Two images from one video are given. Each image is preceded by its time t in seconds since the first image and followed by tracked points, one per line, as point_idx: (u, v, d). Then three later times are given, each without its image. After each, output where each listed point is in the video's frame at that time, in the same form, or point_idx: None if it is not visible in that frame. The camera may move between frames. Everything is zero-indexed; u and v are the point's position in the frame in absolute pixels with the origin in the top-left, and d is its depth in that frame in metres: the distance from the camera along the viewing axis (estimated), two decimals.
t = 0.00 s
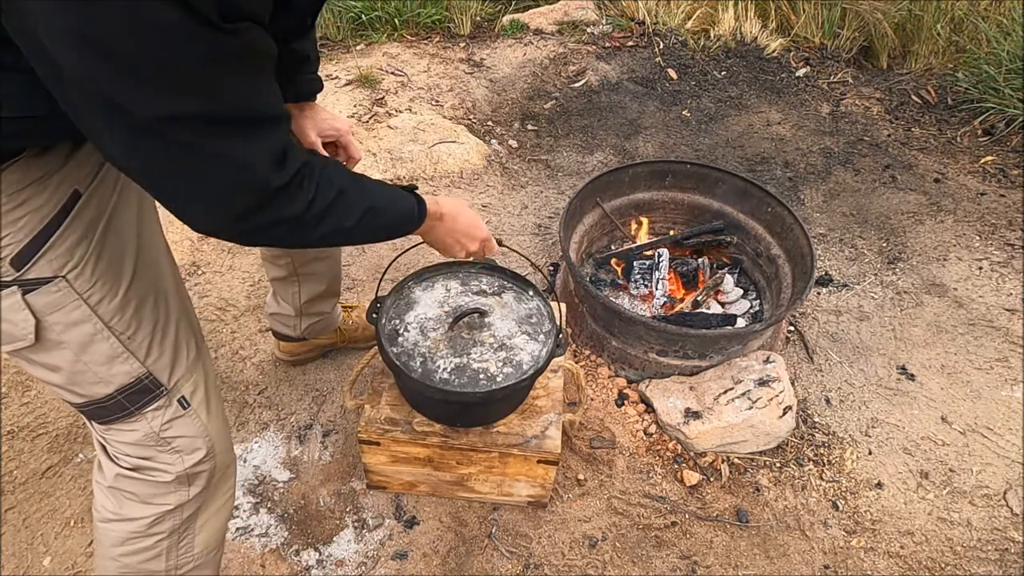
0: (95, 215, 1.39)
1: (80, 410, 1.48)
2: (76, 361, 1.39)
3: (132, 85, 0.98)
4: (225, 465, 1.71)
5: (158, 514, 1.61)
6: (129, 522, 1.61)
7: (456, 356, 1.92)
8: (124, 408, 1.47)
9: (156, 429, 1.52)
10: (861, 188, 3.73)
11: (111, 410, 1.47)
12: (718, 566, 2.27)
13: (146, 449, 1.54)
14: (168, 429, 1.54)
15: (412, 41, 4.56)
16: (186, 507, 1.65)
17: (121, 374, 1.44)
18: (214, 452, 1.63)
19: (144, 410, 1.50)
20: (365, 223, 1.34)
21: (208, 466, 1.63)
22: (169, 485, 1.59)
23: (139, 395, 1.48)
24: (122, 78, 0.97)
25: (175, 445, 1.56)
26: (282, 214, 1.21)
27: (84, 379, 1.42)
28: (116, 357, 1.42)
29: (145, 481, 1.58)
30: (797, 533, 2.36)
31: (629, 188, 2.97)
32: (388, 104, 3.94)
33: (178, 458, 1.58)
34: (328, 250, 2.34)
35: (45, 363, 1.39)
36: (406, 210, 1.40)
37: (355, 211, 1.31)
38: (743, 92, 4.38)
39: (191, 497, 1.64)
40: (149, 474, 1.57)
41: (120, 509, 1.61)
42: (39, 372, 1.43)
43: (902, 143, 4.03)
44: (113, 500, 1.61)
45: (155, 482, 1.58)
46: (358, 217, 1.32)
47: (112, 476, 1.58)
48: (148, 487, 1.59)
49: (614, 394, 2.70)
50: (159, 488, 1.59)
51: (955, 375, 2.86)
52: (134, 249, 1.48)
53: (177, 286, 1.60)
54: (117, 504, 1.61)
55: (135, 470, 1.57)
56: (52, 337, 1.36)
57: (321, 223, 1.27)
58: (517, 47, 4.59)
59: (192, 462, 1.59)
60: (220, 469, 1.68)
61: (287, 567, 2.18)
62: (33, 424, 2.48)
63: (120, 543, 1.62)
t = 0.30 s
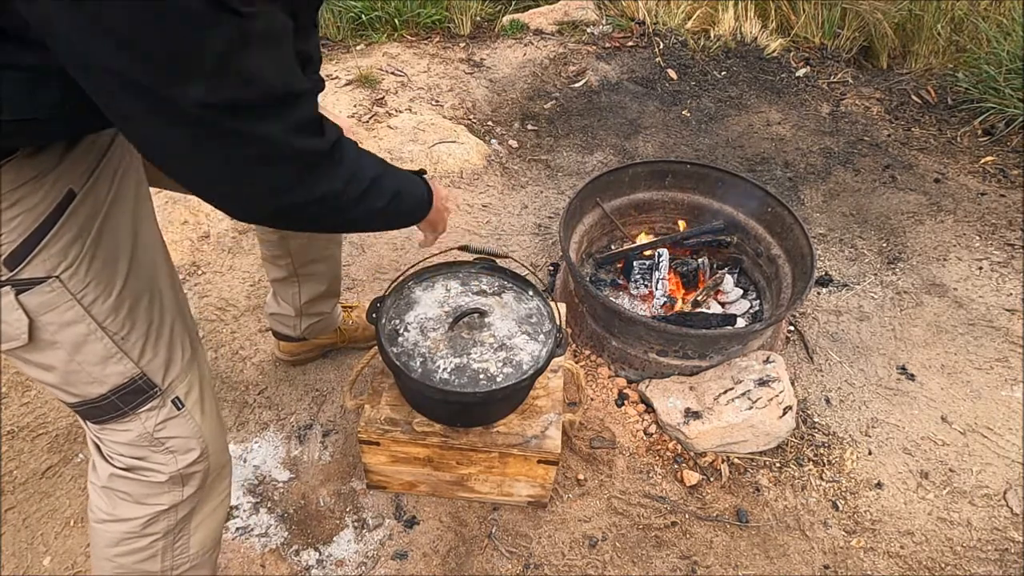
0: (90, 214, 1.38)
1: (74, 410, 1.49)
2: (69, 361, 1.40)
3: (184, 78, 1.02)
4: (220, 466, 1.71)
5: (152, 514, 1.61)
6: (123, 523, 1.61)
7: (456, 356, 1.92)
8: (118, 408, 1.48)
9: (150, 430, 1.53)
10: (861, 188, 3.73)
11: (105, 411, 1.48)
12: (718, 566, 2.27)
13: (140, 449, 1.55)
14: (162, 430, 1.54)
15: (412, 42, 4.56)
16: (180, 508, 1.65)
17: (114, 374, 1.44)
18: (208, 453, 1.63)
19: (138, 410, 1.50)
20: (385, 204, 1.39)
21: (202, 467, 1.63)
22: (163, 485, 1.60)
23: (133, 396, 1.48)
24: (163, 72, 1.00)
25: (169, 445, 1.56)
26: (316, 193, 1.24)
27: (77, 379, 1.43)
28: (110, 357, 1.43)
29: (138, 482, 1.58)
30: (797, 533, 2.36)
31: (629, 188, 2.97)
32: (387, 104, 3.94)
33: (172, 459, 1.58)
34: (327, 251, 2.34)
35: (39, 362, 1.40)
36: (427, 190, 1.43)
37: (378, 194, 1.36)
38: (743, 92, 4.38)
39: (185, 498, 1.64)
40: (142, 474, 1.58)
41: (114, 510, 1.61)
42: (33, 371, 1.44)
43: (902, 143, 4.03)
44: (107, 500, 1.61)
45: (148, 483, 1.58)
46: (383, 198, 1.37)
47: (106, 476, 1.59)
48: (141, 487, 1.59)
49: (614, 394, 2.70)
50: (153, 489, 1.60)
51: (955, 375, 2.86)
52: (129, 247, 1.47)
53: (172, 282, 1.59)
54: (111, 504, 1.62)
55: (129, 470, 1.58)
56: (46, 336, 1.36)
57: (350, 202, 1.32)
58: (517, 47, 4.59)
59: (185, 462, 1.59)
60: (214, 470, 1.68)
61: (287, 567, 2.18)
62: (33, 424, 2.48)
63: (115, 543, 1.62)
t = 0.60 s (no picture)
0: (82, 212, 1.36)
1: (59, 423, 1.40)
2: (50, 373, 1.34)
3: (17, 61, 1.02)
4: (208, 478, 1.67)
5: (136, 526, 1.56)
6: (107, 535, 1.57)
7: (456, 356, 1.92)
8: (94, 424, 1.40)
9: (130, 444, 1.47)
10: (861, 188, 3.73)
11: (80, 426, 1.40)
12: (718, 566, 2.27)
13: (121, 463, 1.50)
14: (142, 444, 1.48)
15: (412, 41, 4.56)
16: (166, 521, 1.61)
17: (92, 389, 1.37)
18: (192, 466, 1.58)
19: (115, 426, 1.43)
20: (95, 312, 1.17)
21: (187, 482, 1.59)
22: (146, 499, 1.55)
23: (110, 412, 1.41)
24: None
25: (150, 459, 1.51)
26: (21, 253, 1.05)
27: (54, 393, 1.36)
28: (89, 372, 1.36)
29: (120, 495, 1.53)
30: (797, 533, 2.36)
31: (630, 188, 2.97)
32: (388, 104, 3.94)
33: (155, 472, 1.53)
34: (327, 255, 2.34)
35: (17, 372, 1.34)
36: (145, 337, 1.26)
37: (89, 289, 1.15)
38: (743, 92, 4.38)
39: (171, 511, 1.60)
40: (124, 488, 1.53)
41: (97, 523, 1.56)
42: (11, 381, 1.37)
43: (902, 143, 4.03)
44: (90, 512, 1.56)
45: (131, 496, 1.53)
46: (94, 297, 1.16)
47: (88, 487, 1.54)
48: (124, 500, 1.54)
49: (614, 394, 2.70)
50: (136, 502, 1.55)
51: (955, 375, 2.86)
52: (124, 241, 1.45)
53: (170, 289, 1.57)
54: (94, 517, 1.57)
55: (111, 482, 1.53)
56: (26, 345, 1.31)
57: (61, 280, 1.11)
58: (517, 47, 4.59)
59: (169, 476, 1.55)
60: (201, 484, 1.64)
61: (287, 567, 2.18)
62: (33, 425, 2.48)
63: (102, 555, 1.58)
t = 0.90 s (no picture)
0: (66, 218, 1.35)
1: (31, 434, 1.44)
2: (33, 390, 1.36)
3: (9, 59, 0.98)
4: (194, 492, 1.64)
5: (119, 543, 1.52)
6: (91, 551, 1.52)
7: (456, 356, 1.92)
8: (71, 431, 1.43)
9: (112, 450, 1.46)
10: (861, 188, 3.73)
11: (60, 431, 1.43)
12: (718, 566, 2.27)
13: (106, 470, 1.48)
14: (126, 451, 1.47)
15: (412, 42, 4.56)
16: (152, 536, 1.56)
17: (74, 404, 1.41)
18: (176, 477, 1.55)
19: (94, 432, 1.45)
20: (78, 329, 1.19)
21: (171, 498, 1.56)
22: (129, 516, 1.51)
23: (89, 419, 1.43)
24: None
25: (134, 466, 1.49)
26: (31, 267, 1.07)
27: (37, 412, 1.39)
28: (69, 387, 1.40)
29: (102, 512, 1.50)
30: (797, 533, 2.36)
31: (629, 188, 2.97)
32: (388, 105, 3.94)
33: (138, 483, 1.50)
34: (320, 250, 2.35)
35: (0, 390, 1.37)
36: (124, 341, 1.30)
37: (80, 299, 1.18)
38: (744, 92, 4.38)
39: (157, 525, 1.56)
40: (106, 504, 1.50)
41: (81, 539, 1.52)
42: None
43: (902, 143, 4.03)
44: (75, 527, 1.52)
45: (115, 509, 1.50)
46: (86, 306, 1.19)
47: (71, 504, 1.51)
48: (107, 516, 1.50)
49: (614, 394, 2.70)
50: (120, 516, 1.51)
51: (955, 375, 2.86)
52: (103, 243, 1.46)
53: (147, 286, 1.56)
54: (78, 533, 1.52)
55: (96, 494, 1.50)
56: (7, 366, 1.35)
57: (53, 293, 1.12)
58: (517, 47, 4.59)
59: (152, 492, 1.52)
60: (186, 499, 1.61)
61: (287, 567, 2.18)
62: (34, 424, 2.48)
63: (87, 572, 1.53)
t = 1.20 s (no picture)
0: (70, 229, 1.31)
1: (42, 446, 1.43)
2: (44, 400, 1.35)
3: (12, 65, 0.92)
4: (199, 494, 1.65)
5: (132, 547, 1.53)
6: (102, 555, 1.53)
7: (456, 356, 1.92)
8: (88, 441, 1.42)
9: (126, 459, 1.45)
10: (861, 188, 3.73)
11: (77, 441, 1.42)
12: (718, 566, 2.27)
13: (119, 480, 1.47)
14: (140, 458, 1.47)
15: (412, 42, 4.56)
16: (163, 538, 1.58)
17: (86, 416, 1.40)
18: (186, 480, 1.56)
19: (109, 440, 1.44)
20: (95, 345, 1.17)
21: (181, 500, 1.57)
22: (142, 520, 1.52)
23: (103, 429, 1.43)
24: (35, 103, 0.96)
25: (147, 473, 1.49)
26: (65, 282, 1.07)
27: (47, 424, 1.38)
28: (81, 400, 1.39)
29: (114, 517, 1.50)
30: (797, 533, 2.36)
31: (630, 188, 2.97)
32: (387, 104, 3.94)
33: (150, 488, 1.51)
34: (311, 252, 2.35)
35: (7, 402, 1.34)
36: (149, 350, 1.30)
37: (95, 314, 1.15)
38: (743, 92, 4.38)
39: (167, 528, 1.57)
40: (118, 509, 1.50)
41: (91, 544, 1.52)
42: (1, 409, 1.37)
43: (902, 143, 4.03)
44: (84, 533, 1.53)
45: (128, 515, 1.50)
46: (112, 319, 1.18)
47: (81, 509, 1.50)
48: (119, 521, 1.50)
49: (614, 394, 2.70)
50: (132, 522, 1.52)
51: (955, 375, 2.86)
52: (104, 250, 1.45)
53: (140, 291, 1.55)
54: (88, 538, 1.53)
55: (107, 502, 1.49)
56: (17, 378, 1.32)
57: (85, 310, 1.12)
58: (517, 47, 4.59)
59: (163, 495, 1.53)
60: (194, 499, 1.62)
61: (287, 567, 2.18)
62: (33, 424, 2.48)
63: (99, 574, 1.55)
